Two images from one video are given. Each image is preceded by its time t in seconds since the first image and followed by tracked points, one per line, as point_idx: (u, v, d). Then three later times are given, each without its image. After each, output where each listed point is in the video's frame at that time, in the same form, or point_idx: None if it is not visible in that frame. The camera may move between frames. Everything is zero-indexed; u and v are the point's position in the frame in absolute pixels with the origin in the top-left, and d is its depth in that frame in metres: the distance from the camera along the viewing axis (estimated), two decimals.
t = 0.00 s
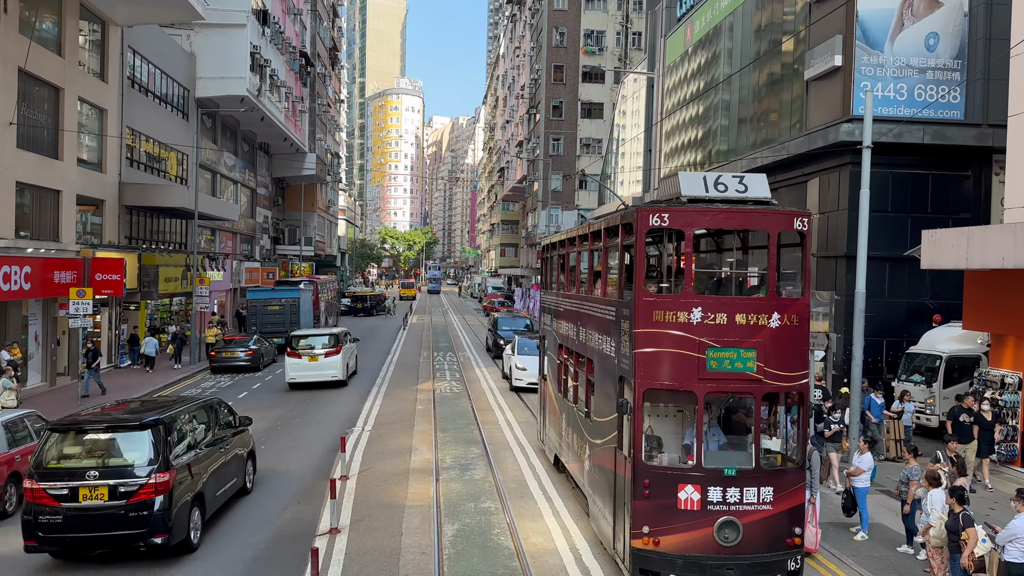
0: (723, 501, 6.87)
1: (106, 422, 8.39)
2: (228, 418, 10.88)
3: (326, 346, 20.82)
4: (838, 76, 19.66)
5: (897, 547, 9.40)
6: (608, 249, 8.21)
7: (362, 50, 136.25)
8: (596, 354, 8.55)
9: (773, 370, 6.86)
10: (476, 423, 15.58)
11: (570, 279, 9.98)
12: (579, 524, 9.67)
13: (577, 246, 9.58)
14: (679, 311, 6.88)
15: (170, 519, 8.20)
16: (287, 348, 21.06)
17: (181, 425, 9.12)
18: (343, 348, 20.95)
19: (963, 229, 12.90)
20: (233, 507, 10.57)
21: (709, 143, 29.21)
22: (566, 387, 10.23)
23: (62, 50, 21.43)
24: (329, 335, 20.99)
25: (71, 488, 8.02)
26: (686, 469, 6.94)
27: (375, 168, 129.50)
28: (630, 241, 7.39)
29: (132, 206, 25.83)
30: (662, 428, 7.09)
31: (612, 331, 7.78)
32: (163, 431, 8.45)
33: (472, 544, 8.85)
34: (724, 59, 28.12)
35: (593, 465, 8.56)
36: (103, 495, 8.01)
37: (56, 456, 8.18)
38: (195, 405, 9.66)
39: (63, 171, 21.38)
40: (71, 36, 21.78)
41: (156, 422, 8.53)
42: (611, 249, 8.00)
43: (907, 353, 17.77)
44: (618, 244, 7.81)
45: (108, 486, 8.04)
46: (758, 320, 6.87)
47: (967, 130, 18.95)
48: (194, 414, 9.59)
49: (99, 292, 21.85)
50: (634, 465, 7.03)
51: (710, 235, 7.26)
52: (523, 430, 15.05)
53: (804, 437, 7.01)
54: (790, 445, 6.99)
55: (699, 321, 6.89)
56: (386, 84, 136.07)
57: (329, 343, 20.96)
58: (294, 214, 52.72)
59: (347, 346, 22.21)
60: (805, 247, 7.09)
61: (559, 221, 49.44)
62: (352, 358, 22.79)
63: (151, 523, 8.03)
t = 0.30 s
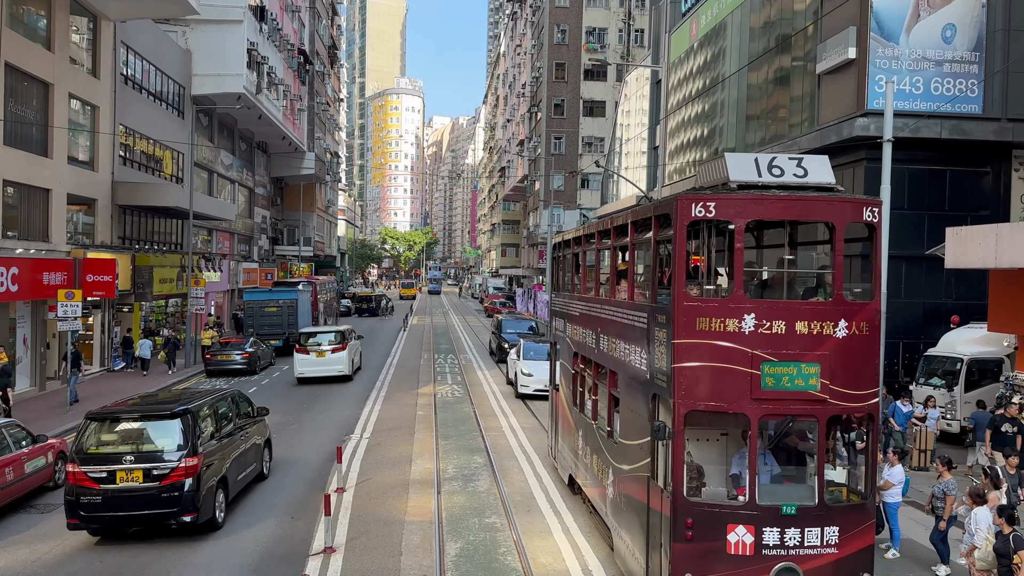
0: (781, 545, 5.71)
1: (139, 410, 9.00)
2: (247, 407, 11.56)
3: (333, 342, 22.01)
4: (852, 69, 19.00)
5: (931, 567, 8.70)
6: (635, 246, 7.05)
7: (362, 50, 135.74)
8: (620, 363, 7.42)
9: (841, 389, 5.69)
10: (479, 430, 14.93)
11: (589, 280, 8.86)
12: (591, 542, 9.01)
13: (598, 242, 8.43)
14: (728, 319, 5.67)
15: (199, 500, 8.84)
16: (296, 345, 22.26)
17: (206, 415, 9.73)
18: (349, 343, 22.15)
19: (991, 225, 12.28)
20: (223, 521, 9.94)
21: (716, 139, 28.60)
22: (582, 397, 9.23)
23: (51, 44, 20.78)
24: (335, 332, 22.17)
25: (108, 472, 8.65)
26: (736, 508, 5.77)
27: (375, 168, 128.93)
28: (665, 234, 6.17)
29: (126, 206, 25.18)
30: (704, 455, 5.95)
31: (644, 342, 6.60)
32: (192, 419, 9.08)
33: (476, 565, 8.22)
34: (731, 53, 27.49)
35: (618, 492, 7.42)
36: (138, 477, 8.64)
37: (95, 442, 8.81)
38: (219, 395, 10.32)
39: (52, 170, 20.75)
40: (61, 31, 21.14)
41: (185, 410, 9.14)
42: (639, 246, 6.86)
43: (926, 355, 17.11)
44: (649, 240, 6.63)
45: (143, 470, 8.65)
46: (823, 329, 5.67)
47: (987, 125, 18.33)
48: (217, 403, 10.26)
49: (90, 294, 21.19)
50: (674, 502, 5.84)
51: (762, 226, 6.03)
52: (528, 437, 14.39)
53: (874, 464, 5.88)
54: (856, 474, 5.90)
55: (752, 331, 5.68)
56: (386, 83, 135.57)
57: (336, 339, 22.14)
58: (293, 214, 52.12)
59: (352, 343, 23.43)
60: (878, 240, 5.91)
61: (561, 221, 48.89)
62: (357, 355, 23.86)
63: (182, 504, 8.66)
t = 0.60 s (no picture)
0: None
1: (165, 401, 9.80)
2: (262, 400, 12.41)
3: (338, 340, 23.13)
4: (866, 63, 18.36)
5: None
6: (674, 244, 6.11)
7: (362, 50, 135.23)
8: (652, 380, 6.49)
9: (931, 418, 4.73)
10: (481, 438, 14.31)
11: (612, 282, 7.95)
12: (602, 563, 8.41)
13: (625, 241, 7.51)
14: (795, 332, 4.71)
15: (221, 484, 9.67)
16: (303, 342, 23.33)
17: (225, 406, 10.53)
18: (353, 341, 23.26)
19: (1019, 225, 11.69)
20: (209, 540, 9.29)
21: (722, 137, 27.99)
22: (603, 415, 8.29)
23: (40, 38, 20.14)
24: (339, 330, 23.27)
25: (138, 458, 9.44)
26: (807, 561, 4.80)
27: (375, 168, 128.44)
28: (714, 229, 5.22)
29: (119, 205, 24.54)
30: (760, 496, 4.95)
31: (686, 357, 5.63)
32: (213, 410, 9.91)
33: None
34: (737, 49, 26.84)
35: (648, 531, 6.46)
36: (166, 463, 9.44)
37: (126, 431, 9.60)
38: (236, 388, 11.13)
39: (42, 169, 20.15)
40: (50, 25, 20.51)
41: (208, 402, 9.95)
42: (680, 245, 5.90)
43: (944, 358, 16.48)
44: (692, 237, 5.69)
45: (170, 457, 9.45)
46: (912, 342, 4.69)
47: (1006, 121, 17.78)
48: (235, 395, 11.08)
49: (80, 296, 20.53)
50: (728, 554, 4.85)
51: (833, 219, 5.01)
52: (533, 446, 13.76)
53: (965, 508, 4.92)
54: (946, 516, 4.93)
55: (824, 346, 4.70)
56: (387, 84, 135.16)
57: (340, 337, 23.25)
58: (291, 214, 51.54)
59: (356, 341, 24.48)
60: (971, 239, 4.96)
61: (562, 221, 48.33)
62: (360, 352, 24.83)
63: (207, 487, 9.49)
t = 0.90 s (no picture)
0: None
1: (189, 394, 10.76)
2: (277, 395, 13.36)
3: (342, 340, 24.16)
4: (880, 58, 17.77)
5: None
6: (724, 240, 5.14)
7: (363, 52, 134.78)
8: (695, 404, 5.54)
9: None
10: (484, 449, 13.67)
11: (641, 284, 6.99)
12: None
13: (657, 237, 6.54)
14: (898, 354, 3.75)
15: (241, 470, 10.57)
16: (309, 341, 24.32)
17: (244, 400, 11.49)
18: (357, 341, 24.28)
19: None
20: (193, 562, 8.67)
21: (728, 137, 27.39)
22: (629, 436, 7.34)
23: (28, 34, 19.55)
24: (344, 330, 24.28)
25: (165, 446, 10.39)
26: None
27: (375, 171, 128.01)
28: (787, 222, 4.27)
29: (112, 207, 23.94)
30: (844, 554, 4.03)
31: (744, 379, 4.68)
32: (234, 402, 10.89)
33: None
34: (744, 46, 26.23)
35: None
36: (190, 450, 10.38)
37: (153, 422, 10.55)
38: (256, 382, 12.05)
39: (31, 169, 19.56)
40: (40, 20, 19.92)
41: (228, 395, 10.91)
42: (736, 245, 4.97)
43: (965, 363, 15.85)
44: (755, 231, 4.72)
45: (194, 445, 10.38)
46: None
47: None
48: (252, 390, 12.04)
49: (70, 300, 19.92)
50: None
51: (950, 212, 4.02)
52: (538, 457, 13.13)
53: None
54: None
55: (936, 371, 3.75)
56: (388, 86, 134.79)
57: (345, 337, 24.26)
58: (290, 216, 51.00)
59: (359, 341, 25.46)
60: None
61: (564, 223, 47.79)
62: (364, 352, 25.73)
63: (227, 473, 10.41)
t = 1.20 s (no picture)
0: None
1: (208, 389, 11.49)
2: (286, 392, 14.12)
3: (346, 340, 25.18)
4: (897, 55, 17.32)
5: None
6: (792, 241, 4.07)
7: (363, 55, 134.46)
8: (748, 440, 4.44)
9: None
10: (485, 462, 13.04)
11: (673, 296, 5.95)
12: None
13: (695, 238, 5.48)
14: None
15: (257, 460, 11.33)
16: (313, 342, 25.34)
17: (258, 395, 12.25)
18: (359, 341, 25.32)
19: None
20: None
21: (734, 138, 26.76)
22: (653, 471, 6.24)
23: (16, 30, 18.94)
24: (347, 331, 25.30)
25: (187, 438, 11.10)
26: None
27: (375, 174, 127.65)
28: (894, 211, 3.16)
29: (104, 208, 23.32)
30: None
31: (821, 415, 3.57)
32: (250, 396, 11.65)
33: None
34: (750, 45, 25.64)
35: None
36: (211, 441, 11.11)
37: (175, 416, 11.27)
38: (270, 379, 12.77)
39: (18, 168, 18.95)
40: (28, 15, 19.29)
41: (245, 391, 11.67)
42: (807, 242, 3.87)
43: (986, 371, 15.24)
44: (836, 226, 3.60)
45: (213, 436, 11.11)
46: None
47: None
48: (266, 386, 12.81)
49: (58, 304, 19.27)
50: None
51: None
52: (541, 471, 12.52)
53: None
54: None
55: None
56: (388, 89, 134.48)
57: (348, 338, 25.27)
58: (289, 219, 50.57)
59: (361, 341, 26.53)
60: None
61: (565, 226, 47.30)
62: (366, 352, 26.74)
63: (244, 463, 11.16)
